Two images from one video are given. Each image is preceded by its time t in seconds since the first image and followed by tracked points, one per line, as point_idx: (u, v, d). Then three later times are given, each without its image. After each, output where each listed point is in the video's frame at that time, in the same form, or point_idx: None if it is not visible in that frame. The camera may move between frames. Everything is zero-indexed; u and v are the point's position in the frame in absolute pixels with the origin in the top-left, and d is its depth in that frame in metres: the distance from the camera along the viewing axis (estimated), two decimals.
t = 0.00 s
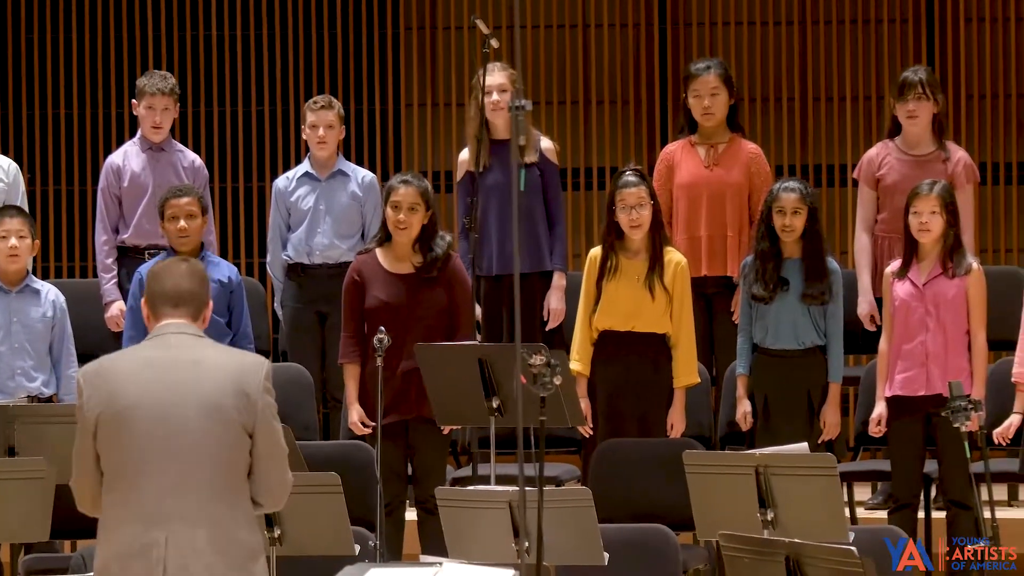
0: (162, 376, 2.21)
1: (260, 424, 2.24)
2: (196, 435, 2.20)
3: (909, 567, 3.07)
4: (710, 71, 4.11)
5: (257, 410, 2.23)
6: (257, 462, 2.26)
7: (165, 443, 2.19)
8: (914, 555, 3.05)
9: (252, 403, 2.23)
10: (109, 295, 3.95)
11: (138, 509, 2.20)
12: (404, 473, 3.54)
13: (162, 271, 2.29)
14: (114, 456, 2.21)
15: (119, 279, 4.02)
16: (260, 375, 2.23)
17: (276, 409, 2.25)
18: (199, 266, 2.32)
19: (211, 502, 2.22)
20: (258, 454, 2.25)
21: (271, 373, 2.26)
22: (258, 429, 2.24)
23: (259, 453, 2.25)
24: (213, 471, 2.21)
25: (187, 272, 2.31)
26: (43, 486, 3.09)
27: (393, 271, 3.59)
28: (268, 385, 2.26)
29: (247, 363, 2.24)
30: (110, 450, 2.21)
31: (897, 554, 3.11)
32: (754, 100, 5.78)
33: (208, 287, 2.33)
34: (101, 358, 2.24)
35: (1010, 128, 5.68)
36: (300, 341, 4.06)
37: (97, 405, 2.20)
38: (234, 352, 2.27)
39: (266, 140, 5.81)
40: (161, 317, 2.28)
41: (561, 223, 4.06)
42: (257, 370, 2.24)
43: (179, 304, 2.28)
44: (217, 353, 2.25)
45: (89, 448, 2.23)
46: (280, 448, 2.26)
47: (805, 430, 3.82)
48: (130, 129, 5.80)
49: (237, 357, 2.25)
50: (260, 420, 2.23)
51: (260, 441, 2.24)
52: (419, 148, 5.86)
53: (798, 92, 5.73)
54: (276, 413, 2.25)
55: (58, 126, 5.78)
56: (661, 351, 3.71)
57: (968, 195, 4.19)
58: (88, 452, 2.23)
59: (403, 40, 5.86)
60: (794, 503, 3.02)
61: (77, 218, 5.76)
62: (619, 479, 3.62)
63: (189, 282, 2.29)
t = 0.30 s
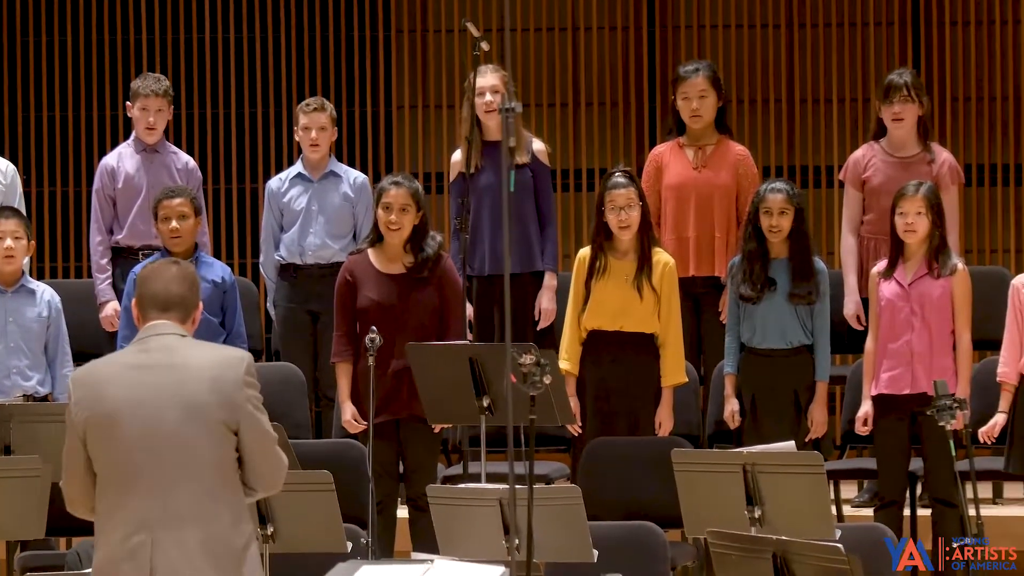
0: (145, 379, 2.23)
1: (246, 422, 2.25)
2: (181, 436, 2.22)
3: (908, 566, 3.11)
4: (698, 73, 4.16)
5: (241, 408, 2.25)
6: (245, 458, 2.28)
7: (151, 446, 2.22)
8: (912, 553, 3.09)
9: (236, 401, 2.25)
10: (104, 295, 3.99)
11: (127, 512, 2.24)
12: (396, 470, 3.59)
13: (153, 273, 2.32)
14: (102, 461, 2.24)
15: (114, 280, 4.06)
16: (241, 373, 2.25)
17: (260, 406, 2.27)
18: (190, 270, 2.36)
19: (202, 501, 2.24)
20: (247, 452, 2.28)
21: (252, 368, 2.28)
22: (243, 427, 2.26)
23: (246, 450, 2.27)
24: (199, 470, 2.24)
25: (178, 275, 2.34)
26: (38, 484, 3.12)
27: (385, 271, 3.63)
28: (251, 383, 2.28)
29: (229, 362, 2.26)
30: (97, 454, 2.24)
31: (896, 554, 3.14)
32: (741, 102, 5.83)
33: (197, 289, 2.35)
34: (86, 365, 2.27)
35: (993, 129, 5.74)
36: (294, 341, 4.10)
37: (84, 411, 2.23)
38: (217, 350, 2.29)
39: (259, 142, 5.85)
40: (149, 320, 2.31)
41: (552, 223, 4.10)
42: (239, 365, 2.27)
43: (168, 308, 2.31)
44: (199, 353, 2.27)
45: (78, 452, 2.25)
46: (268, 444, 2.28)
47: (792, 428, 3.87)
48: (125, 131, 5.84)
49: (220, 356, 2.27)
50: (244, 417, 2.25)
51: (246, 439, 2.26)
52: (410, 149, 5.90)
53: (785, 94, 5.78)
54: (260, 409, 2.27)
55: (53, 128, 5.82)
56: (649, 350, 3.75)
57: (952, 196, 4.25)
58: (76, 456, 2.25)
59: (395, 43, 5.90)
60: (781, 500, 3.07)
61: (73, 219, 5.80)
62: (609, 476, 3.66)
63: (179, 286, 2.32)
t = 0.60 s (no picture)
0: (133, 366, 2.26)
1: (231, 407, 2.27)
2: (166, 423, 2.25)
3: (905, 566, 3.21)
4: (685, 75, 4.23)
5: (226, 392, 2.27)
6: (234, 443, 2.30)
7: (138, 433, 2.25)
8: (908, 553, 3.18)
9: (221, 386, 2.27)
10: (100, 293, 4.04)
11: (119, 497, 2.27)
12: (387, 466, 3.65)
13: (149, 263, 2.33)
14: (94, 448, 2.28)
15: (110, 279, 4.11)
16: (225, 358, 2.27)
17: (246, 390, 2.29)
18: (189, 259, 2.35)
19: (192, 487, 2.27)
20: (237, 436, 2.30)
21: (236, 352, 2.30)
22: (229, 411, 2.27)
23: (234, 434, 2.29)
24: (185, 456, 2.26)
25: (175, 264, 2.34)
26: (37, 479, 3.18)
27: (377, 270, 3.69)
28: (237, 367, 2.29)
29: (215, 348, 2.28)
30: (90, 442, 2.28)
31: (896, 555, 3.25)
32: (727, 104, 5.91)
33: (194, 278, 2.36)
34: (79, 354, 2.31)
35: (975, 131, 5.82)
36: (287, 338, 4.16)
37: (75, 399, 2.27)
38: (204, 336, 2.31)
39: (252, 143, 5.92)
40: (144, 309, 2.34)
41: (542, 223, 4.16)
42: (222, 350, 2.28)
43: (162, 299, 2.33)
44: (186, 339, 2.29)
45: (72, 440, 2.29)
46: (257, 428, 2.30)
47: (777, 424, 3.94)
48: (122, 132, 5.91)
49: (206, 341, 2.29)
50: (229, 402, 2.27)
51: (233, 423, 2.28)
52: (402, 150, 5.96)
53: (770, 96, 5.86)
54: (246, 393, 2.29)
55: (51, 130, 5.89)
56: (636, 348, 3.82)
57: (935, 197, 4.32)
58: (72, 443, 2.30)
59: (387, 45, 5.97)
60: (766, 495, 3.12)
61: (71, 219, 5.87)
62: (597, 472, 3.73)
63: (174, 277, 2.33)
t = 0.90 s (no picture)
0: (124, 353, 2.30)
1: (217, 394, 2.29)
2: (153, 409, 2.28)
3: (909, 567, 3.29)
4: (671, 77, 4.31)
5: (210, 378, 2.28)
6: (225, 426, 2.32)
7: (126, 420, 2.28)
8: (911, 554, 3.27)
9: (205, 372, 2.28)
10: (98, 293, 4.09)
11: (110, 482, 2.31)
12: (380, 461, 3.71)
13: (149, 254, 2.36)
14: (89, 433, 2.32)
15: (107, 278, 4.18)
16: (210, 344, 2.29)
17: (231, 376, 2.30)
18: (188, 249, 2.38)
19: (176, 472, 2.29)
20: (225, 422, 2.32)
21: (223, 339, 2.31)
22: (213, 397, 2.29)
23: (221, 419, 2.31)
24: (171, 443, 2.28)
25: (174, 254, 2.37)
26: (37, 474, 3.23)
27: (370, 269, 3.76)
28: (223, 354, 2.31)
29: (201, 334, 2.30)
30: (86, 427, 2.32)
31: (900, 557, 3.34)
32: (714, 106, 5.99)
33: (193, 269, 2.38)
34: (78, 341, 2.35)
35: (957, 132, 5.91)
36: (282, 337, 4.22)
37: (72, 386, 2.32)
38: (193, 323, 2.33)
39: (248, 144, 5.98)
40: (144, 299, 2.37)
41: (532, 222, 4.23)
42: (208, 338, 2.30)
43: (161, 289, 2.35)
44: (174, 326, 2.31)
45: (72, 426, 2.34)
46: (243, 415, 2.31)
47: (763, 421, 4.01)
48: (120, 133, 5.97)
49: (194, 328, 2.31)
50: (213, 388, 2.28)
51: (219, 408, 2.30)
52: (395, 151, 6.04)
53: (757, 97, 5.94)
54: (231, 379, 2.30)
55: (50, 131, 5.96)
56: (624, 345, 3.90)
57: (918, 197, 4.40)
58: (71, 429, 2.34)
59: (380, 48, 6.04)
60: (752, 489, 3.19)
61: (70, 219, 5.94)
62: (586, 467, 3.79)
63: (173, 267, 2.36)
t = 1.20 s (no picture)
0: (121, 355, 2.31)
1: (214, 395, 2.31)
2: (149, 409, 2.29)
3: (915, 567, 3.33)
4: (659, 79, 4.34)
5: (207, 379, 2.31)
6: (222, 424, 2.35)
7: (121, 421, 2.29)
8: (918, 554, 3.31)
9: (201, 373, 2.31)
10: (92, 293, 4.13)
11: (104, 480, 2.33)
12: (372, 460, 3.75)
13: (146, 258, 2.37)
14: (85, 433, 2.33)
15: (101, 278, 4.21)
16: (207, 346, 2.31)
17: (228, 377, 2.32)
18: (184, 253, 2.39)
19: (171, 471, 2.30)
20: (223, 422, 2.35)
21: (220, 341, 2.33)
22: (209, 397, 2.31)
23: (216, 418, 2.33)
24: (167, 443, 2.30)
25: (170, 258, 2.38)
26: (31, 472, 3.26)
27: (363, 269, 3.80)
28: (220, 355, 2.33)
29: (197, 336, 2.32)
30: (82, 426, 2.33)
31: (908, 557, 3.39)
32: (703, 107, 6.03)
33: (189, 272, 2.40)
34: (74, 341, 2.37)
35: (945, 134, 5.96)
36: (274, 336, 4.26)
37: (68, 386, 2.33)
38: (189, 325, 2.35)
39: (241, 146, 6.02)
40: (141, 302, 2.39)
41: (522, 223, 4.26)
42: (205, 340, 2.32)
43: (158, 293, 2.38)
44: (171, 329, 2.33)
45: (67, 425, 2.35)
46: (241, 417, 2.33)
47: (751, 420, 4.05)
48: (114, 135, 6.00)
49: (190, 330, 2.33)
50: (209, 389, 2.31)
51: (215, 408, 2.32)
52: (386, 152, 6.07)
53: (745, 99, 5.98)
54: (227, 379, 2.32)
55: (44, 133, 5.99)
56: (613, 344, 3.94)
57: (905, 198, 4.44)
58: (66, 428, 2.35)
59: (372, 50, 6.07)
60: (740, 488, 3.22)
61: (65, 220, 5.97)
62: (576, 466, 3.83)
63: (170, 272, 2.37)
